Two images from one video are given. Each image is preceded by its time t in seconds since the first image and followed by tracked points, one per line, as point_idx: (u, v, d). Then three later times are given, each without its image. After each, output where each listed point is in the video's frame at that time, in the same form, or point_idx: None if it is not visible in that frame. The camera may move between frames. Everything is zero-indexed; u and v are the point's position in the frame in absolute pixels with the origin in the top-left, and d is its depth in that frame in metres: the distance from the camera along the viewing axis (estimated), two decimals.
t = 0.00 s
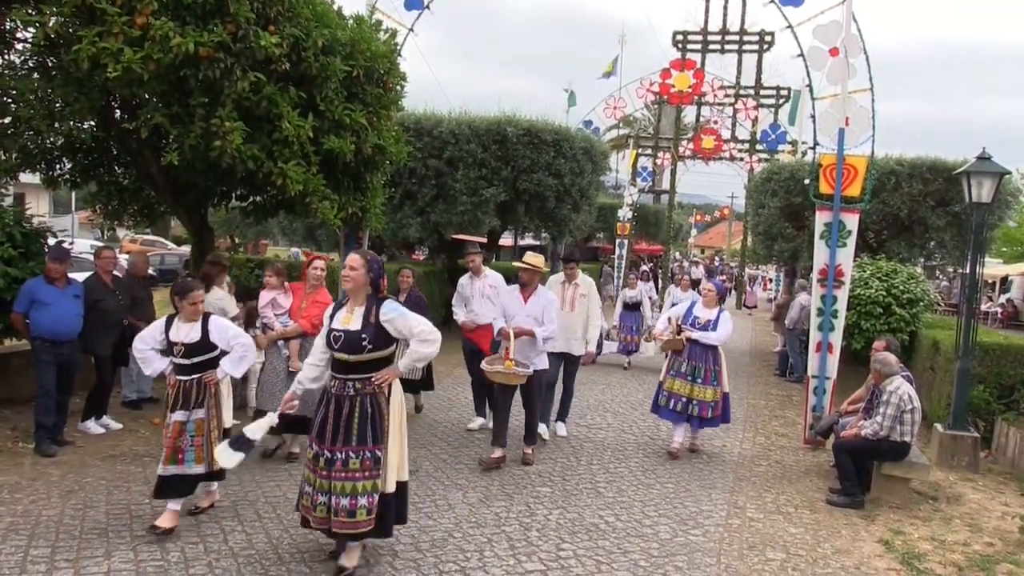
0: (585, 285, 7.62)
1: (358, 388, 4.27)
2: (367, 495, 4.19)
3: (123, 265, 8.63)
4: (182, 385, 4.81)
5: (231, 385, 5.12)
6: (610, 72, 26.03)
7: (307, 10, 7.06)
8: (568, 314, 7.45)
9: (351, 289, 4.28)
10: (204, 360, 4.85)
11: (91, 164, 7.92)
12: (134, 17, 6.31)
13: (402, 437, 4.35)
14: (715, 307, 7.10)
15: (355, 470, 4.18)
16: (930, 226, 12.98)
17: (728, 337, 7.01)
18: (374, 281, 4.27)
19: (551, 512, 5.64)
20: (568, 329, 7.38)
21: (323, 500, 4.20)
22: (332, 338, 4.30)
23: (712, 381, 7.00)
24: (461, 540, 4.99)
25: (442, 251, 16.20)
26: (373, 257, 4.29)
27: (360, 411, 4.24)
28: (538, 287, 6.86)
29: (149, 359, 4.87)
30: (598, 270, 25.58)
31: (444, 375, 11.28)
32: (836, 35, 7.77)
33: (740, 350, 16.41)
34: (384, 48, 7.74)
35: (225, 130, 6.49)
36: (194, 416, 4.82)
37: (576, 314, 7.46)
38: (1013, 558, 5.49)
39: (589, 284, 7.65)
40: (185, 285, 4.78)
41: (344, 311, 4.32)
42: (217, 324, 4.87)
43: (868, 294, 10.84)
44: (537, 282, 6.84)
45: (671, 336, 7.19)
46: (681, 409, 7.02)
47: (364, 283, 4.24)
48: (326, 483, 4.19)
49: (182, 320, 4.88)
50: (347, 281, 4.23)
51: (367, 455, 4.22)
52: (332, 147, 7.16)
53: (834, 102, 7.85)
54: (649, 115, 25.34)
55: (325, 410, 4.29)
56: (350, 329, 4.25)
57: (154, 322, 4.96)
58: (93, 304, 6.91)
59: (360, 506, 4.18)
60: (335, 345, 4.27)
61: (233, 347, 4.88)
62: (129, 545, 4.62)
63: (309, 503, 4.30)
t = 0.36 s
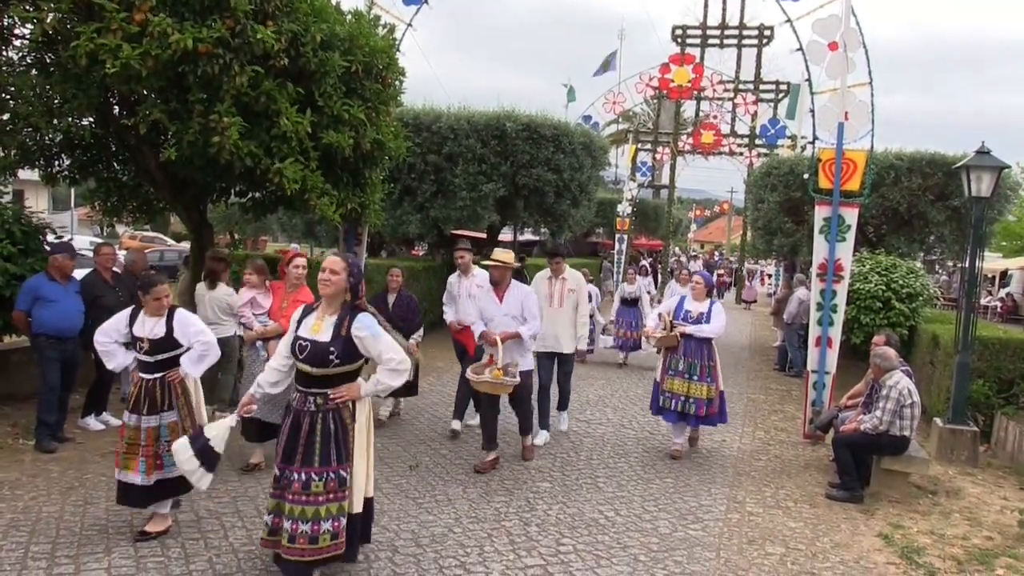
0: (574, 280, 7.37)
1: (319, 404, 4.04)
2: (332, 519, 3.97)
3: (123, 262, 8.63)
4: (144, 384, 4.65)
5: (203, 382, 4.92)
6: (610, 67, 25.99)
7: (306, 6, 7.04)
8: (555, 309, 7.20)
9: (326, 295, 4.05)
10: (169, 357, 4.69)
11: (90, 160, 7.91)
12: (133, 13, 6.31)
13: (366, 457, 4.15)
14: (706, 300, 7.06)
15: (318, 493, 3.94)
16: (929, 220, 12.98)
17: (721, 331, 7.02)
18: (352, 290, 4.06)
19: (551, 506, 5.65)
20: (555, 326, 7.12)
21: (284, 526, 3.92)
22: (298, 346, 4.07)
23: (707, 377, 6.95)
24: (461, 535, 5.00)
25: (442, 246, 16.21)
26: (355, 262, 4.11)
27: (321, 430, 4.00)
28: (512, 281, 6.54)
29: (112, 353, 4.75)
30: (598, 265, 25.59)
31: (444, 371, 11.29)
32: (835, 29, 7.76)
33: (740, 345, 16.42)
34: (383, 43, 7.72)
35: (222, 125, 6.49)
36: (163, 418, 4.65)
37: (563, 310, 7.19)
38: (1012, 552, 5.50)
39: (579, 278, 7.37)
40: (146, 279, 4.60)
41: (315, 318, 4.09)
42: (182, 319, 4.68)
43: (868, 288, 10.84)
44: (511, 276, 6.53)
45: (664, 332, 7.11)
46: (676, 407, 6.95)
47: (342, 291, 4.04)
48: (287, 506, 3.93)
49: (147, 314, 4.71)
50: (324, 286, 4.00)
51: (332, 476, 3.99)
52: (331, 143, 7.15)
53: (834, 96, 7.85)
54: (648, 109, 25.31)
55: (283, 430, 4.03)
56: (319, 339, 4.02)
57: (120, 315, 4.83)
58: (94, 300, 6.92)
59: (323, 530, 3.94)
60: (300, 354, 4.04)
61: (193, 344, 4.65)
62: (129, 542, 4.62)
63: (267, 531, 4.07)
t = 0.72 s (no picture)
0: (561, 276, 6.85)
1: (284, 400, 3.69)
2: (300, 520, 3.58)
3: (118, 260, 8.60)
4: (96, 394, 4.38)
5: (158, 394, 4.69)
6: (606, 63, 25.98)
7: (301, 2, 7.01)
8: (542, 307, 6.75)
9: (291, 282, 3.71)
10: (121, 366, 4.43)
11: (85, 157, 7.87)
12: (126, 9, 6.28)
13: (341, 455, 3.76)
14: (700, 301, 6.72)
15: (286, 493, 3.58)
16: (924, 216, 13.00)
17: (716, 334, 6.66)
18: (317, 275, 3.73)
19: (547, 503, 5.66)
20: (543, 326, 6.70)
21: (245, 526, 3.57)
22: (261, 336, 3.73)
23: (704, 380, 6.62)
24: (458, 531, 5.01)
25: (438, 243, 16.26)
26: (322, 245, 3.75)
27: (288, 429, 3.65)
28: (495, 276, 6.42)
29: (64, 359, 4.41)
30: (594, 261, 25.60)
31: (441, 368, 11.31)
32: (831, 25, 7.77)
33: (736, 340, 16.46)
34: (378, 39, 7.71)
35: (217, 123, 6.49)
36: (116, 430, 4.42)
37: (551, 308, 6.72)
38: (1006, 546, 5.52)
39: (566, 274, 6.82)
40: (92, 285, 4.29)
41: (279, 307, 3.76)
42: (134, 325, 4.39)
43: (863, 284, 10.87)
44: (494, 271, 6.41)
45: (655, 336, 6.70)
46: (671, 413, 6.64)
47: (308, 277, 3.69)
48: (249, 507, 3.58)
49: (97, 320, 4.42)
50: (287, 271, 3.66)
51: (300, 475, 3.62)
52: (326, 140, 7.14)
53: (829, 92, 7.85)
54: (644, 106, 25.31)
55: (246, 427, 3.70)
56: (281, 329, 3.69)
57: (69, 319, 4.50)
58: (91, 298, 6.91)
59: (291, 532, 3.56)
60: (263, 345, 3.71)
61: (146, 353, 4.37)
62: (125, 539, 4.62)
63: (217, 531, 3.60)
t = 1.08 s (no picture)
0: (557, 275, 6.63)
1: (241, 419, 3.32)
2: (267, 546, 3.25)
3: (121, 258, 8.62)
4: (51, 386, 4.24)
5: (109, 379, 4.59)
6: (606, 61, 25.98)
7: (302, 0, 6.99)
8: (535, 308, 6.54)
9: (230, 290, 3.31)
10: (75, 355, 4.30)
11: (87, 156, 7.88)
12: (127, 8, 6.29)
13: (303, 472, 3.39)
14: (703, 298, 6.63)
15: (252, 520, 3.23)
16: (926, 213, 13.00)
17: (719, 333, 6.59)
18: (259, 278, 3.33)
19: (549, 500, 5.66)
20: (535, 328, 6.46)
21: (208, 563, 3.19)
22: (205, 353, 3.35)
23: (702, 382, 6.56)
24: (460, 529, 5.01)
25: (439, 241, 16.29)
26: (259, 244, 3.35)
27: (248, 448, 3.28)
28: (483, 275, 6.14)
29: (10, 355, 4.25)
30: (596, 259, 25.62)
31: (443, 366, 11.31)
32: (832, 22, 7.76)
33: (738, 337, 16.46)
34: (379, 37, 7.71)
35: (218, 122, 6.49)
36: (73, 425, 4.27)
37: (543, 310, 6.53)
38: (1008, 543, 5.53)
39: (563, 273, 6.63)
40: (37, 271, 4.14)
41: (222, 319, 3.37)
42: (87, 309, 4.27)
43: (865, 282, 10.87)
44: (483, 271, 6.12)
45: (656, 332, 6.66)
46: (667, 414, 6.58)
47: (249, 283, 3.31)
48: (211, 540, 3.20)
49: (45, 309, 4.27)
50: (225, 279, 3.26)
51: (263, 498, 3.28)
52: (327, 138, 7.14)
53: (830, 89, 7.85)
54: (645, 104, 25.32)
55: (198, 452, 3.31)
56: (229, 344, 3.31)
57: (13, 312, 4.35)
58: (93, 296, 6.92)
59: (261, 560, 3.23)
60: (209, 362, 3.32)
61: (106, 337, 4.26)
62: (128, 537, 4.63)
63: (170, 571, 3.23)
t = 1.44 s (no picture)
0: (554, 273, 6.48)
1: (187, 412, 3.18)
2: (207, 557, 3.10)
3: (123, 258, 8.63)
4: (10, 403, 4.16)
5: (79, 400, 4.48)
6: (608, 58, 25.94)
7: None
8: (531, 305, 6.39)
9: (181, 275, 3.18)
10: (37, 371, 4.18)
11: (89, 155, 7.89)
12: (129, 8, 6.30)
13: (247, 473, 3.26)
14: (700, 301, 6.24)
15: (190, 525, 3.09)
16: (928, 209, 12.98)
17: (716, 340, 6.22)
18: (213, 264, 3.20)
19: (551, 498, 5.66)
20: (530, 326, 6.34)
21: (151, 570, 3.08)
22: (153, 340, 3.20)
23: (700, 390, 6.20)
24: (463, 526, 5.02)
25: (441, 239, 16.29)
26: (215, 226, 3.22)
27: (192, 444, 3.14)
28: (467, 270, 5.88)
29: None
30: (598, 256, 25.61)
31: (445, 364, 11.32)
32: (834, 18, 7.75)
33: (740, 335, 16.46)
34: (381, 36, 7.71)
35: (220, 121, 6.49)
36: (29, 442, 4.19)
37: (541, 308, 6.38)
38: (1011, 540, 5.52)
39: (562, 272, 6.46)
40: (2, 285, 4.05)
41: (173, 306, 3.23)
42: (52, 325, 4.15)
43: (867, 278, 10.85)
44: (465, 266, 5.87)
45: (649, 338, 6.32)
46: (662, 425, 6.22)
47: (201, 268, 3.17)
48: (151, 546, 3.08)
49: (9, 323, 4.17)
50: (176, 263, 3.12)
51: (203, 502, 3.13)
52: (329, 137, 7.15)
53: (832, 86, 7.84)
54: (646, 101, 25.28)
55: (143, 446, 3.17)
56: (177, 330, 3.16)
57: None
58: (95, 296, 6.93)
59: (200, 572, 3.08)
60: (156, 349, 3.17)
61: (71, 355, 4.11)
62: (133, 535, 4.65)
63: None
